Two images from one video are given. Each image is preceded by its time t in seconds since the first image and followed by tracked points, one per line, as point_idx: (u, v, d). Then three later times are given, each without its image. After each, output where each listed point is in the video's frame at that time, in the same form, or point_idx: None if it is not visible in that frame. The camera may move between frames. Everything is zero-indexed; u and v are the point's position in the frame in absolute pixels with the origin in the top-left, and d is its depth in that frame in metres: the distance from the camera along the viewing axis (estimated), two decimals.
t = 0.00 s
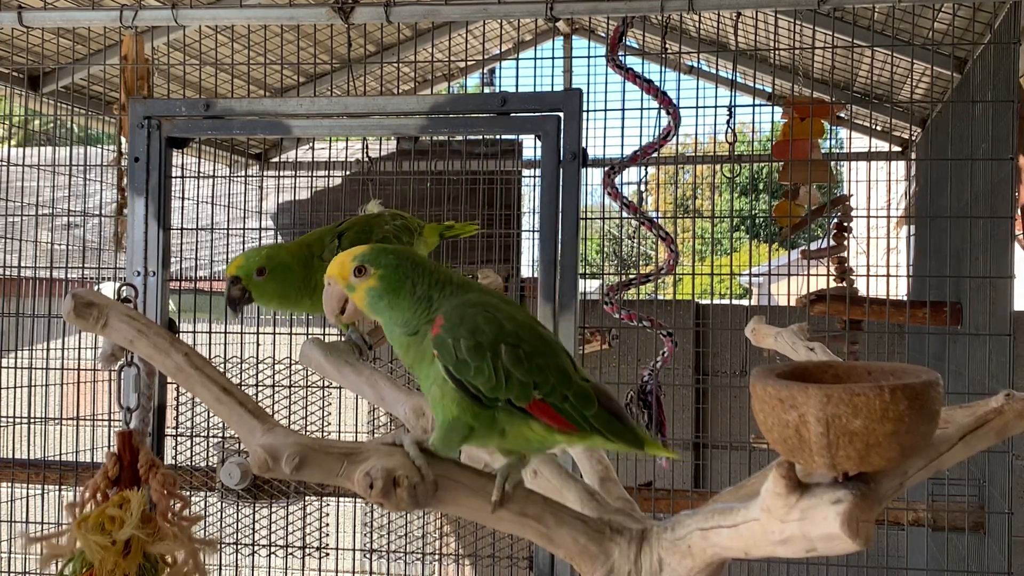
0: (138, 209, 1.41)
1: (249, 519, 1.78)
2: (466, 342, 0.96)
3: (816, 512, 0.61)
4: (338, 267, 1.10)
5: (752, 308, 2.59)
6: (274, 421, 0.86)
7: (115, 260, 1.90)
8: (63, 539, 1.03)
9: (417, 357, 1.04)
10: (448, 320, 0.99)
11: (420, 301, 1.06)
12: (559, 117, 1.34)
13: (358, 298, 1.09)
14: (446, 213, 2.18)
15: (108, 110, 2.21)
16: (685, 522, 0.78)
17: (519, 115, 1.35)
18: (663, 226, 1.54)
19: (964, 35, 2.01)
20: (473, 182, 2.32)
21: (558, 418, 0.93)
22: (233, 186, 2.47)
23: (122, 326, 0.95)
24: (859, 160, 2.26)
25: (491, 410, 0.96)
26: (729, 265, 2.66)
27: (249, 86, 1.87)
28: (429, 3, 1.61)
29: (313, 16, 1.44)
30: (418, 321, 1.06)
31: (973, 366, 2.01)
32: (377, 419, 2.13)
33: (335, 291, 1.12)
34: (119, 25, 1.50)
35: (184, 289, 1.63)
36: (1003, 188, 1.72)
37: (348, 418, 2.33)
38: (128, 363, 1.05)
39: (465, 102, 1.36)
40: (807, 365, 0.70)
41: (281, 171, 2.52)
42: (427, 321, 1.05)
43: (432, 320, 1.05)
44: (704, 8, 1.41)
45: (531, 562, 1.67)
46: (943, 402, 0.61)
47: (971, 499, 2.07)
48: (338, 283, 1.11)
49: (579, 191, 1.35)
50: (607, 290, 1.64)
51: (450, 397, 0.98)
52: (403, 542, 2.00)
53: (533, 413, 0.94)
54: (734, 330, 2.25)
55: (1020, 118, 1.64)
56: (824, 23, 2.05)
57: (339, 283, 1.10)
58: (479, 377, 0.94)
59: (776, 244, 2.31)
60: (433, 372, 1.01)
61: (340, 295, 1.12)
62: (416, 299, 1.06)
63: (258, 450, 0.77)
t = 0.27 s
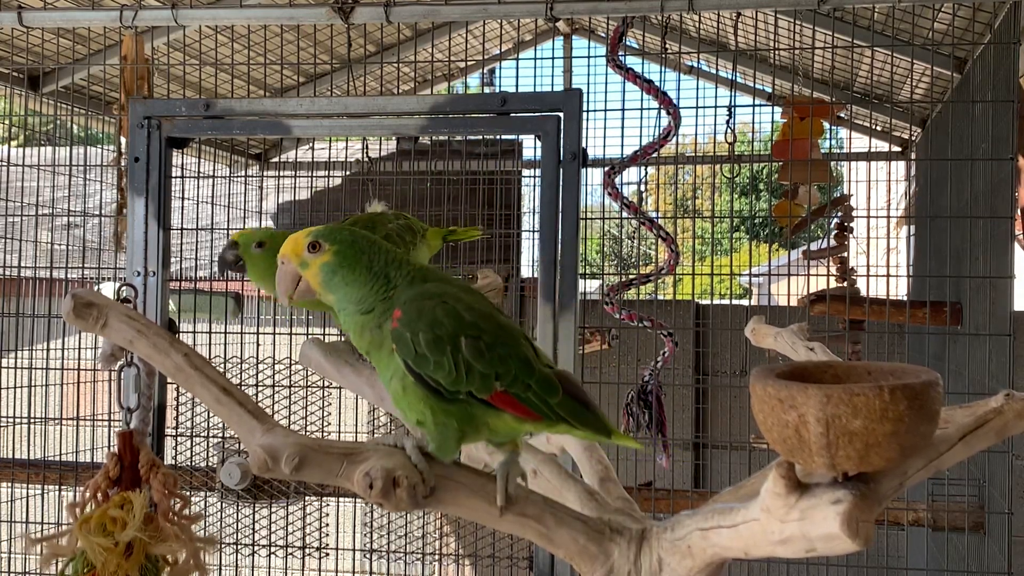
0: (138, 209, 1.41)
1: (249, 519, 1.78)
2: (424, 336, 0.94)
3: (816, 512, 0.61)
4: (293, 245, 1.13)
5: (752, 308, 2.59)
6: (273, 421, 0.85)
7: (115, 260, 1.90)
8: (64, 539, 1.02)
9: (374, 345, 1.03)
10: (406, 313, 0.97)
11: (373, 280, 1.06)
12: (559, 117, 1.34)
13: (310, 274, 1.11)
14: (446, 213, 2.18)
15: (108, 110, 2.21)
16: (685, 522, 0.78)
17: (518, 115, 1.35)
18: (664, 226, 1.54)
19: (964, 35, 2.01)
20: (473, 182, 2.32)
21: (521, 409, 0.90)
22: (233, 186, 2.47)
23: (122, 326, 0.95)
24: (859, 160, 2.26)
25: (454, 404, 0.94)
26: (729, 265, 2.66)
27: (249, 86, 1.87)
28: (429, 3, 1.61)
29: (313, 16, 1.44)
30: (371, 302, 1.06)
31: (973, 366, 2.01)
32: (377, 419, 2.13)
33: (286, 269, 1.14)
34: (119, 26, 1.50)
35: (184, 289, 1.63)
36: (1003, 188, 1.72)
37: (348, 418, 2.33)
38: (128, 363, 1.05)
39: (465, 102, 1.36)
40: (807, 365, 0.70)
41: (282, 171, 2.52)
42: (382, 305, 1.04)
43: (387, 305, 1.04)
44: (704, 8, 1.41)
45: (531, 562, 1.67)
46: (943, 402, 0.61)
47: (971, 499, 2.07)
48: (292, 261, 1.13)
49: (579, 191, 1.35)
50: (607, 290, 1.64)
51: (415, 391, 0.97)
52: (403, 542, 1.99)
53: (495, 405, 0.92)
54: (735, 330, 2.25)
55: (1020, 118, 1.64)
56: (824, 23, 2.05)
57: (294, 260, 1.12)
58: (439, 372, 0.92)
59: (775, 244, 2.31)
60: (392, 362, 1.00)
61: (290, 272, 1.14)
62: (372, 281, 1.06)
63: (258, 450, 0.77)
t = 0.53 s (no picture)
0: (138, 209, 1.41)
1: (249, 519, 1.78)
2: (414, 330, 0.92)
3: (816, 512, 0.61)
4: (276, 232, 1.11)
5: (752, 308, 2.59)
6: (274, 421, 0.85)
7: (115, 260, 1.90)
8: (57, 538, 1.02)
9: (359, 338, 1.02)
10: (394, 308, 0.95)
11: (358, 271, 1.06)
12: (559, 117, 1.34)
13: (292, 264, 1.09)
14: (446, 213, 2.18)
15: (108, 110, 2.21)
16: (685, 522, 0.78)
17: (518, 116, 1.35)
18: (663, 226, 1.54)
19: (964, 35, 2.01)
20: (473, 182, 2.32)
21: (510, 401, 0.90)
22: (233, 186, 2.47)
23: (121, 326, 0.95)
24: (859, 160, 2.26)
25: (442, 398, 0.94)
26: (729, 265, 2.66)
27: (249, 86, 1.87)
28: (429, 3, 1.61)
29: (313, 16, 1.44)
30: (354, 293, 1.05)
31: (973, 366, 2.01)
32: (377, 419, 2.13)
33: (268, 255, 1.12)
34: (119, 25, 1.50)
35: (184, 289, 1.63)
36: (1003, 188, 1.73)
37: (348, 418, 2.33)
38: (127, 364, 1.05)
39: (465, 102, 1.36)
40: (807, 365, 0.70)
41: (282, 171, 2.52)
42: (365, 297, 1.04)
43: (370, 297, 1.03)
44: (704, 8, 1.41)
45: (531, 562, 1.67)
46: (942, 402, 0.61)
47: (971, 499, 2.07)
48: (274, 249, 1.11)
49: (579, 191, 1.35)
50: (607, 290, 1.64)
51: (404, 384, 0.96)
52: (403, 542, 2.00)
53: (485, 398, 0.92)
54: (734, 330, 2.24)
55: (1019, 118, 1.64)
56: (824, 23, 2.05)
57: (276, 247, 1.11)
58: (429, 366, 0.91)
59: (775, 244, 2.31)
60: (378, 355, 0.98)
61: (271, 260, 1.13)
62: (353, 273, 1.06)
63: (258, 450, 0.77)
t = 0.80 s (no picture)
0: (138, 209, 1.41)
1: (250, 519, 1.78)
2: (374, 291, 1.01)
3: (818, 512, 0.61)
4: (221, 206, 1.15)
5: (752, 308, 2.59)
6: (275, 422, 0.86)
7: (115, 260, 1.89)
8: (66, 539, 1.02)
9: (306, 308, 1.06)
10: (353, 270, 1.03)
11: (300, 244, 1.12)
12: (559, 117, 1.34)
13: (233, 239, 1.14)
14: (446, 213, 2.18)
15: (108, 110, 2.21)
16: (686, 522, 0.78)
17: (519, 115, 1.35)
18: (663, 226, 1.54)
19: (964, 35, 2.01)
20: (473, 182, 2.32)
21: (458, 368, 1.05)
22: (233, 186, 2.46)
23: (123, 326, 0.94)
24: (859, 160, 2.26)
25: (394, 363, 1.02)
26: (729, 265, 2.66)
27: (249, 87, 1.87)
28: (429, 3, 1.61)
29: (313, 16, 1.44)
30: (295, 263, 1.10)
31: (973, 366, 2.01)
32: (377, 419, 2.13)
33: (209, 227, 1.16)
34: (119, 26, 1.50)
35: (184, 289, 1.63)
36: (1003, 188, 1.73)
37: (348, 418, 2.33)
38: (129, 363, 1.05)
39: (465, 102, 1.36)
40: (809, 366, 0.70)
41: (282, 171, 2.52)
42: (307, 268, 1.09)
43: (313, 268, 1.09)
44: (704, 8, 1.40)
45: (531, 562, 1.67)
46: (944, 402, 0.61)
47: (971, 500, 2.07)
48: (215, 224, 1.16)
49: (579, 191, 1.35)
50: (607, 290, 1.64)
51: (357, 349, 1.01)
52: (403, 542, 1.99)
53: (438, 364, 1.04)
54: (734, 330, 2.24)
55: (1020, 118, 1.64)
56: (824, 23, 2.05)
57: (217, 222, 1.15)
58: (391, 327, 0.99)
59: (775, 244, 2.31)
60: (334, 321, 1.03)
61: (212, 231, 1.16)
62: (294, 248, 1.11)
63: (259, 450, 0.77)
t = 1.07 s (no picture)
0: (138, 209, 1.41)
1: (249, 519, 1.78)
2: (291, 270, 1.07)
3: (814, 512, 0.61)
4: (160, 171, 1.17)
5: (752, 308, 2.59)
6: (274, 422, 0.86)
7: (115, 260, 1.89)
8: (64, 540, 1.02)
9: (224, 286, 1.11)
10: (268, 250, 1.08)
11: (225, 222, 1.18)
12: (559, 117, 1.34)
13: (162, 199, 1.16)
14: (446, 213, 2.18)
15: (108, 110, 2.21)
16: (684, 521, 0.78)
17: (518, 115, 1.35)
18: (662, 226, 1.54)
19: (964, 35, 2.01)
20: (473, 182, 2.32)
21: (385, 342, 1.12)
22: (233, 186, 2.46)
23: (120, 326, 0.95)
24: (860, 160, 2.26)
25: (317, 342, 1.08)
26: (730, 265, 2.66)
27: (249, 86, 1.87)
28: (429, 3, 1.61)
29: (313, 16, 1.44)
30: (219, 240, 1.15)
31: (973, 365, 2.01)
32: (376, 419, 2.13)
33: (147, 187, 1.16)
34: (119, 25, 1.50)
35: (184, 289, 1.63)
36: (1002, 188, 1.73)
37: (347, 418, 2.33)
38: (127, 364, 1.06)
39: (464, 102, 1.36)
40: (806, 365, 0.70)
41: (282, 171, 2.52)
42: (229, 244, 1.14)
43: (232, 245, 1.15)
44: (704, 8, 1.40)
45: (531, 562, 1.67)
46: (941, 402, 0.61)
47: (971, 499, 2.07)
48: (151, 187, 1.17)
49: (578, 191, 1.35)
50: (607, 290, 1.64)
51: (277, 329, 1.07)
52: (403, 542, 1.99)
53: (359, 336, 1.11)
54: (734, 330, 2.24)
55: (1020, 118, 1.64)
56: (824, 23, 2.05)
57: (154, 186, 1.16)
58: (310, 306, 1.05)
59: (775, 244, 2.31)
60: (251, 300, 1.09)
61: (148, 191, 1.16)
62: (217, 225, 1.17)
63: (257, 450, 0.78)
